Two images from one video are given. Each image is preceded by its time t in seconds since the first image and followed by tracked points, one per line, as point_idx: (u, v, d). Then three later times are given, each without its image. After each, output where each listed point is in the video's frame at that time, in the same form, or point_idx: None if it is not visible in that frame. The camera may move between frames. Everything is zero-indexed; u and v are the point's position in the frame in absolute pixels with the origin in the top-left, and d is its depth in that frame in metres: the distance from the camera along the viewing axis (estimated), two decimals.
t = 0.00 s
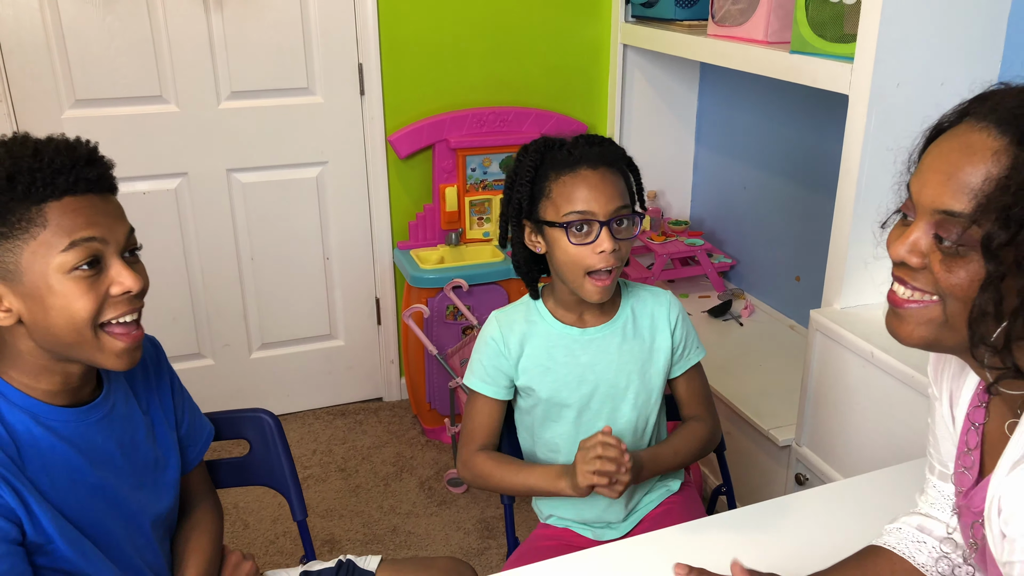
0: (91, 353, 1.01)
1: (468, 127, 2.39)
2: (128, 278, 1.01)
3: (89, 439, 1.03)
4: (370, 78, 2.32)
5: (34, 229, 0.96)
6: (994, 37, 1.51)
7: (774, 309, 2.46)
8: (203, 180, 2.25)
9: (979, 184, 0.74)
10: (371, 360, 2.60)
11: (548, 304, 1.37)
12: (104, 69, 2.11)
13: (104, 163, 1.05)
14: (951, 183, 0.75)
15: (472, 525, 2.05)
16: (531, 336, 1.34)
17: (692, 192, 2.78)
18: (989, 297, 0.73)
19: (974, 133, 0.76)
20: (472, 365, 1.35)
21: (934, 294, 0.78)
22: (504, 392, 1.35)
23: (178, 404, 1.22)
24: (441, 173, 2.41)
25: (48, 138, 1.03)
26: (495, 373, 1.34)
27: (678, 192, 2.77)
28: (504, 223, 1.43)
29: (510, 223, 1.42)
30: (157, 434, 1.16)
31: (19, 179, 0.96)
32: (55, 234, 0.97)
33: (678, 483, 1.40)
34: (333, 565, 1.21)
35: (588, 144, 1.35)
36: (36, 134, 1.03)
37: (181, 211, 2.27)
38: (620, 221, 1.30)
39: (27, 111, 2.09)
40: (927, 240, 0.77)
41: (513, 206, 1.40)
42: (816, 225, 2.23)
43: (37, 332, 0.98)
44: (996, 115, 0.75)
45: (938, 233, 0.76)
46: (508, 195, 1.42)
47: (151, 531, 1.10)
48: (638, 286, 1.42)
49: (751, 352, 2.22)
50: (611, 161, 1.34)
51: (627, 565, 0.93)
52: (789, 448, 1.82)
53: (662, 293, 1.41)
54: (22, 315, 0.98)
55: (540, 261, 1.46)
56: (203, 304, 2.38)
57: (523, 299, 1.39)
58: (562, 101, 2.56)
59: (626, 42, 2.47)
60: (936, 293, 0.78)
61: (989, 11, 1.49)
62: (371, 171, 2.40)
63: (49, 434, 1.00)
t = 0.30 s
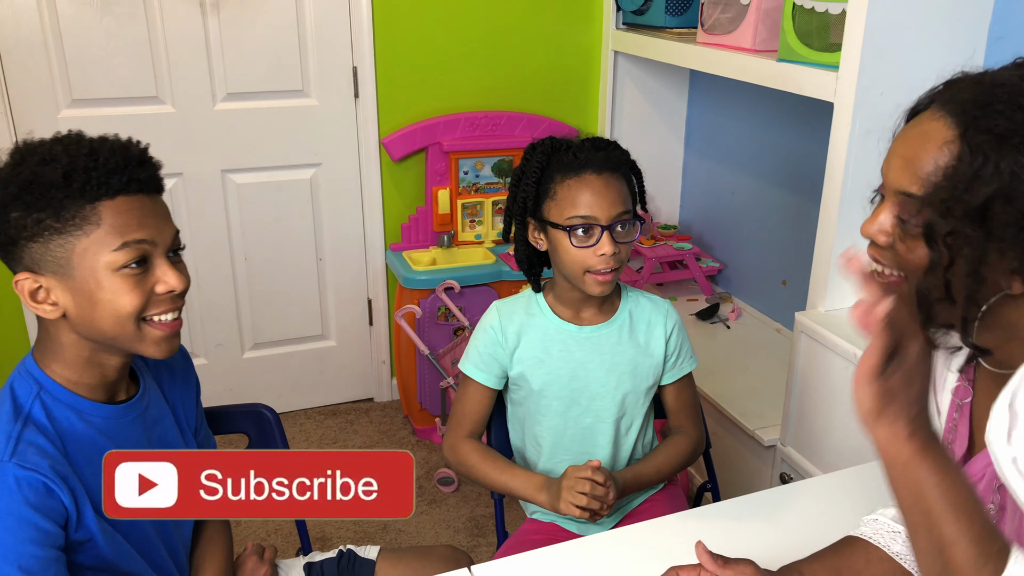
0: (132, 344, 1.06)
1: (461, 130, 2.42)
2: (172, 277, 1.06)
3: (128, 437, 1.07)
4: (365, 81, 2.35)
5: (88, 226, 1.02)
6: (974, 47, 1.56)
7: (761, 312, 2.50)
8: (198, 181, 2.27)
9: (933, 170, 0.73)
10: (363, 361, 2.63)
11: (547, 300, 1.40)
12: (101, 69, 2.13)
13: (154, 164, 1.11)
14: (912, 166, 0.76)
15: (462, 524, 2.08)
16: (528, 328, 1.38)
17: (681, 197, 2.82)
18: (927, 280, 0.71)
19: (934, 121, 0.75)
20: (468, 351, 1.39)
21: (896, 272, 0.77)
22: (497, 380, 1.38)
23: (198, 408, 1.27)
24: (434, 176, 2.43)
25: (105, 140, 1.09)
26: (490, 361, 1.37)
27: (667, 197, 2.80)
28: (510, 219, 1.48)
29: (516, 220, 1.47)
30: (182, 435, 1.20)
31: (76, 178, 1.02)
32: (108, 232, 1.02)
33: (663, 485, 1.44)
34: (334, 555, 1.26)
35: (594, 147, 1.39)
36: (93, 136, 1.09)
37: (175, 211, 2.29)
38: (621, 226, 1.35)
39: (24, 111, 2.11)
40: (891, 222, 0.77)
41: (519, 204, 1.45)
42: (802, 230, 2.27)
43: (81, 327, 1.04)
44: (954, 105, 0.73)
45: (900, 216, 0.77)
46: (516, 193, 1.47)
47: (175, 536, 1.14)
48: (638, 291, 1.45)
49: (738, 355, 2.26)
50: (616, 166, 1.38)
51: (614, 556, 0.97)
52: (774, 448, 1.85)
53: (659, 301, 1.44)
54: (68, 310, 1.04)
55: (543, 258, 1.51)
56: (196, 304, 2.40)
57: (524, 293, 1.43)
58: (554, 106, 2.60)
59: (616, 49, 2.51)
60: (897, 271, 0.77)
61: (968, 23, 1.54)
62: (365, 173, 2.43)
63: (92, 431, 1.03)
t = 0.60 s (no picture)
0: (171, 342, 1.09)
1: (458, 135, 2.44)
2: (211, 279, 1.10)
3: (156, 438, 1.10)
4: (363, 85, 2.37)
5: (134, 228, 1.05)
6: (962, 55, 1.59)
7: (754, 317, 2.53)
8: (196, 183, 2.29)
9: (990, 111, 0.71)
10: (359, 362, 2.65)
11: (548, 302, 1.43)
12: (101, 72, 2.15)
13: (195, 168, 1.14)
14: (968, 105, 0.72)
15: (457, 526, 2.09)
16: (528, 330, 1.40)
17: (676, 202, 2.85)
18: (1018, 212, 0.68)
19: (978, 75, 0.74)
20: (470, 352, 1.41)
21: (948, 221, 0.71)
22: (497, 381, 1.41)
23: (219, 412, 1.29)
24: (430, 179, 2.45)
25: (151, 144, 1.12)
26: (491, 362, 1.40)
27: (661, 202, 2.83)
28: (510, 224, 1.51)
29: (516, 225, 1.50)
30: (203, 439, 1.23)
31: (123, 181, 1.05)
32: (153, 235, 1.05)
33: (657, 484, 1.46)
34: (334, 552, 1.30)
35: (591, 151, 1.42)
36: (139, 140, 1.12)
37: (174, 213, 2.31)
38: (621, 227, 1.37)
39: (24, 112, 2.13)
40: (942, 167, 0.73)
41: (520, 209, 1.48)
42: (794, 234, 2.30)
43: (123, 326, 1.07)
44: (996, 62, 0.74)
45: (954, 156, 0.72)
46: (515, 199, 1.50)
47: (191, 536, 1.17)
48: (636, 292, 1.48)
49: (730, 358, 2.29)
50: (614, 169, 1.41)
51: (606, 551, 0.99)
52: (765, 449, 1.87)
53: (656, 302, 1.46)
54: (110, 309, 1.07)
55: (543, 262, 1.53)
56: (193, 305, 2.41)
57: (525, 295, 1.46)
58: (551, 112, 2.63)
59: (611, 55, 2.54)
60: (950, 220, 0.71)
61: (956, 32, 1.57)
62: (363, 177, 2.46)
63: (123, 430, 1.06)
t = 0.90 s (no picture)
0: (190, 350, 1.12)
1: (463, 146, 2.47)
2: (231, 291, 1.13)
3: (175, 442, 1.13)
4: (370, 97, 2.41)
5: (160, 240, 1.08)
6: (958, 67, 1.63)
7: (756, 325, 2.55)
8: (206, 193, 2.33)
9: (921, 183, 0.77)
10: (365, 370, 2.68)
11: (555, 309, 1.46)
12: (113, 85, 2.19)
13: (219, 184, 1.17)
14: (894, 185, 0.79)
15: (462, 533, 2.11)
16: (535, 337, 1.43)
17: (678, 213, 2.89)
18: (942, 283, 0.77)
19: (907, 145, 0.80)
20: (478, 358, 1.44)
21: (888, 287, 0.81)
22: (504, 387, 1.43)
23: (234, 416, 1.32)
24: (436, 190, 2.49)
25: (177, 159, 1.15)
26: (498, 368, 1.43)
27: (664, 212, 2.87)
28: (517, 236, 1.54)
29: (523, 236, 1.53)
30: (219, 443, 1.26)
31: (150, 195, 1.08)
32: (178, 247, 1.09)
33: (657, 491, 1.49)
34: (343, 553, 1.32)
35: (596, 164, 1.45)
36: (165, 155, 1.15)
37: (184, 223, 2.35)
38: (622, 239, 1.40)
39: (38, 124, 2.17)
40: (879, 238, 0.80)
41: (526, 221, 1.51)
42: (795, 244, 2.33)
43: (145, 334, 1.10)
44: (923, 131, 0.80)
45: (888, 230, 0.79)
46: (522, 210, 1.53)
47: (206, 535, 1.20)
48: (640, 301, 1.50)
49: (732, 366, 2.31)
50: (618, 181, 1.44)
51: (608, 552, 1.01)
52: (767, 456, 1.89)
53: (662, 311, 1.48)
54: (133, 317, 1.10)
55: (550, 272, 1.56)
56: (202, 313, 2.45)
57: (531, 303, 1.49)
58: (555, 123, 2.66)
59: (614, 67, 2.58)
60: (891, 285, 0.80)
61: (951, 44, 1.61)
62: (369, 187, 2.49)
63: (145, 434, 1.09)
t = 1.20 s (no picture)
0: (202, 350, 1.14)
1: (469, 148, 2.50)
2: (243, 292, 1.15)
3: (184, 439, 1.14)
4: (378, 99, 2.43)
5: (173, 242, 1.10)
6: (962, 70, 1.64)
7: (759, 327, 2.57)
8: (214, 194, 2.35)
9: (901, 206, 0.80)
10: (370, 370, 2.70)
11: (560, 307, 1.47)
12: (124, 86, 2.22)
13: (231, 186, 1.20)
14: (875, 207, 0.81)
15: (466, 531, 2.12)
16: (541, 334, 1.44)
17: (683, 215, 2.90)
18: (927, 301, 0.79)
19: (887, 164, 0.82)
20: (485, 354, 1.45)
21: (876, 304, 0.84)
22: (510, 383, 1.45)
23: (241, 413, 1.34)
24: (442, 192, 2.51)
25: (189, 161, 1.17)
26: (504, 365, 1.44)
27: (669, 214, 2.88)
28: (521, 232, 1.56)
29: (527, 233, 1.55)
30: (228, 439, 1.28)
31: (164, 197, 1.10)
32: (192, 249, 1.11)
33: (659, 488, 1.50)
34: (349, 547, 1.36)
35: (601, 166, 1.46)
36: (178, 157, 1.17)
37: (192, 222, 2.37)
38: (619, 242, 1.41)
39: (50, 124, 2.19)
40: (864, 258, 0.83)
41: (530, 217, 1.53)
42: (798, 246, 2.34)
43: (157, 335, 1.12)
44: (902, 149, 0.82)
45: (873, 249, 0.82)
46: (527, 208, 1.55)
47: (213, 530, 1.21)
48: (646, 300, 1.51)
49: (735, 368, 2.32)
50: (622, 183, 1.45)
51: (610, 548, 1.02)
52: (769, 457, 1.90)
53: (669, 312, 1.48)
54: (146, 318, 1.12)
55: (555, 268, 1.58)
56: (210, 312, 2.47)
57: (537, 301, 1.50)
58: (561, 126, 2.68)
59: (620, 71, 2.59)
60: (878, 303, 0.83)
61: (955, 47, 1.62)
62: (376, 188, 2.51)
63: (156, 432, 1.11)
